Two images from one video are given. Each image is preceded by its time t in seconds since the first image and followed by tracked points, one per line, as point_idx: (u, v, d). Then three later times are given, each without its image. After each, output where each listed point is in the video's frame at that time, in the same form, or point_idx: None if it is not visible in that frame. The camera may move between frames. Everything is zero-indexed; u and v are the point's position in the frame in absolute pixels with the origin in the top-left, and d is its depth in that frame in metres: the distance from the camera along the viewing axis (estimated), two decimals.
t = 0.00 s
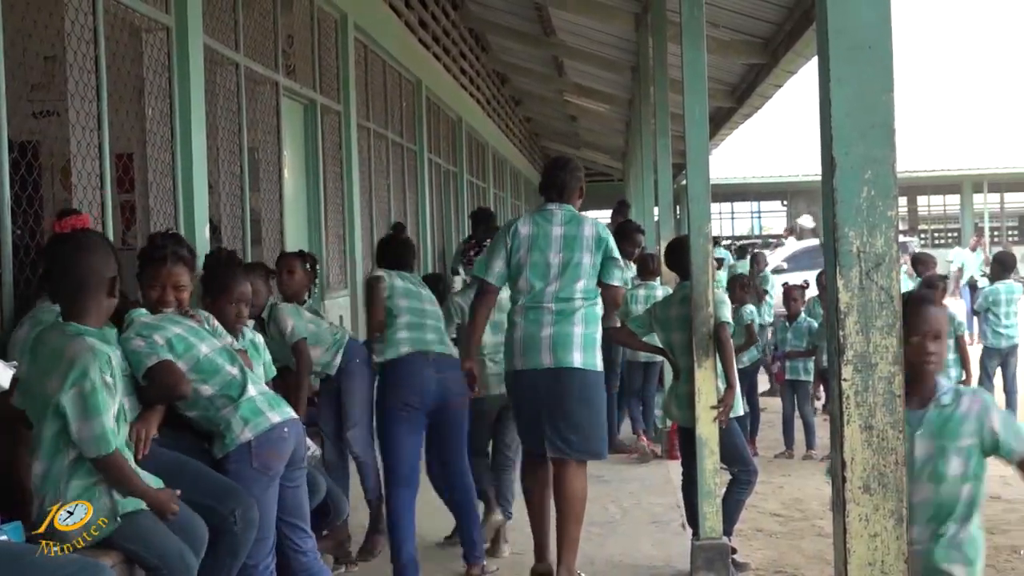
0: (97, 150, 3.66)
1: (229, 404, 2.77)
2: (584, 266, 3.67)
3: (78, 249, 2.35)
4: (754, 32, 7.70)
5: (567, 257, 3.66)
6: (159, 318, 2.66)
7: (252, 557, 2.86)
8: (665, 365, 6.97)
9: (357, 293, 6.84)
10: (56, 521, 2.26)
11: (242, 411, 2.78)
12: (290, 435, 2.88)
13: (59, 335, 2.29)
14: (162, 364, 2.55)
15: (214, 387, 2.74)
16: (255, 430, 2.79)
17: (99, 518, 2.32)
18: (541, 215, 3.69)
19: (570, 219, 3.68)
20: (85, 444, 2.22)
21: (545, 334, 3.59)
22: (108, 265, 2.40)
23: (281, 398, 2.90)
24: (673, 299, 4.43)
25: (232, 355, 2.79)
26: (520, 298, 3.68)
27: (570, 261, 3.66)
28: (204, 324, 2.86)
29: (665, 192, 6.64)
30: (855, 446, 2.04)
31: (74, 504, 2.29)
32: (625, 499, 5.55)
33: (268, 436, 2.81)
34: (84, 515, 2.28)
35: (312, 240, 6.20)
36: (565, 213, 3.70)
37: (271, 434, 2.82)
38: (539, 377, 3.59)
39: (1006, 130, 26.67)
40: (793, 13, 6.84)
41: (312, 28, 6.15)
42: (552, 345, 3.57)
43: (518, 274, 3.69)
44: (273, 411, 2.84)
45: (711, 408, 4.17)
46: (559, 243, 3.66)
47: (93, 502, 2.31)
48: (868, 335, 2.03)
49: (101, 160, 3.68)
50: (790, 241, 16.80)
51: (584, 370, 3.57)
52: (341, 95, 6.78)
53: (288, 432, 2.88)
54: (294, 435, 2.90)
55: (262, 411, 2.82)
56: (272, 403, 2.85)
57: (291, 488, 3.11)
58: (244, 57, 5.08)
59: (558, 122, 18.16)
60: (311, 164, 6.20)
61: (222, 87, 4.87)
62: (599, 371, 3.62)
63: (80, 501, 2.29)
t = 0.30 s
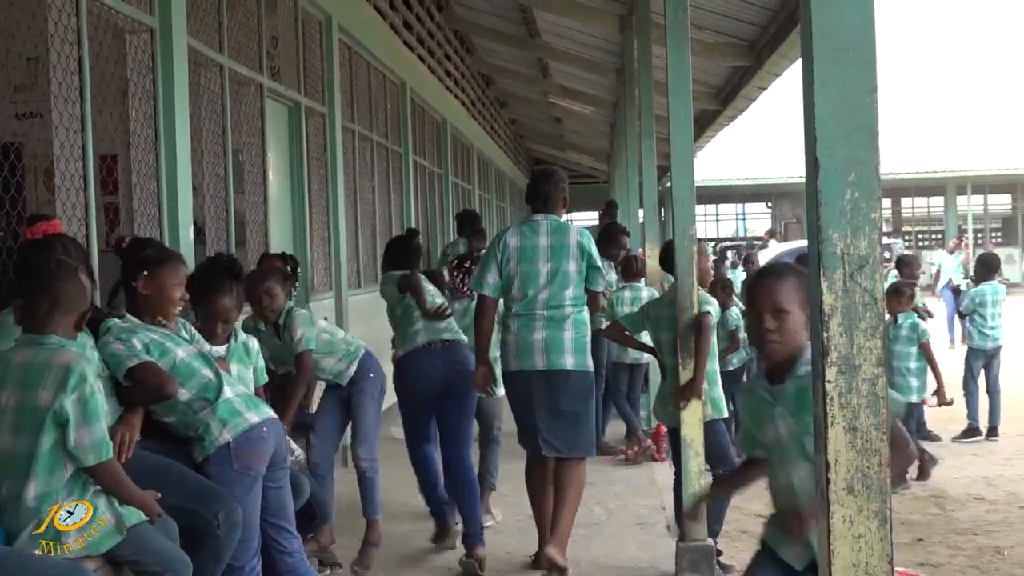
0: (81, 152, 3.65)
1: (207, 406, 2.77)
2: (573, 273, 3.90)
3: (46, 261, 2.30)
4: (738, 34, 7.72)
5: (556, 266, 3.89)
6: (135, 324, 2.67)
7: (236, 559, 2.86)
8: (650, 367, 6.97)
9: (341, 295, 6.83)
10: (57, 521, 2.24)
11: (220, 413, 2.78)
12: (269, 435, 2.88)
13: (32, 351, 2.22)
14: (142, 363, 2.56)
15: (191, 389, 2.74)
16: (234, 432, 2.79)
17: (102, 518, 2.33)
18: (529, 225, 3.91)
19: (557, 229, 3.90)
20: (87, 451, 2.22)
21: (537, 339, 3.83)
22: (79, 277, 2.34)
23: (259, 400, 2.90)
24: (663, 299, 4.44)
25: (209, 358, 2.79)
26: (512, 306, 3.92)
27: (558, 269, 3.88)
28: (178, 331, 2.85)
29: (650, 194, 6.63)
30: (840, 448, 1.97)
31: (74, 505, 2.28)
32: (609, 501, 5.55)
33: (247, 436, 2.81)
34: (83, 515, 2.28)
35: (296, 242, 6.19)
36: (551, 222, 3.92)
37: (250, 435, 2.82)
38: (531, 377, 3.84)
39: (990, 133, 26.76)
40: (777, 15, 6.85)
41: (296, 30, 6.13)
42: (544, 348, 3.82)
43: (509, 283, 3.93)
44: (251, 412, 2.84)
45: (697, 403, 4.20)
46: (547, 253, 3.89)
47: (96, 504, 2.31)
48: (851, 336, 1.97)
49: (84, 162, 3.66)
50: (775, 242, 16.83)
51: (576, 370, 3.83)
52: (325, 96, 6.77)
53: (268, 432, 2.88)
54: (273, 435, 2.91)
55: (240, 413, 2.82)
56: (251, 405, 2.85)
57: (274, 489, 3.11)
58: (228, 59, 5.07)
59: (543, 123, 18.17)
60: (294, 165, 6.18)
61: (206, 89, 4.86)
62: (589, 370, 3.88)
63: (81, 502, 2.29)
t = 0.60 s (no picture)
0: (64, 153, 3.64)
1: (190, 411, 2.76)
2: (560, 267, 4.14)
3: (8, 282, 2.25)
4: (722, 37, 7.74)
5: (543, 260, 4.15)
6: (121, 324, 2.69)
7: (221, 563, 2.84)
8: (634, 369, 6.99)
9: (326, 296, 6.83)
10: (57, 521, 2.32)
11: (203, 417, 2.77)
12: (253, 438, 2.87)
13: None
14: (126, 369, 2.56)
15: (175, 393, 2.73)
16: (218, 436, 2.78)
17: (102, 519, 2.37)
18: (519, 223, 4.18)
19: (544, 226, 4.16)
20: (25, 470, 2.19)
21: (534, 331, 4.13)
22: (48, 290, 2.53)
23: (244, 403, 2.89)
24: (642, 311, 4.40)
25: (192, 362, 2.78)
26: (506, 300, 4.21)
27: (546, 263, 4.14)
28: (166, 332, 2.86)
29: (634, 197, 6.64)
30: (823, 449, 1.97)
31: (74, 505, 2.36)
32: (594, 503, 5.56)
33: (231, 441, 2.80)
34: (83, 514, 2.35)
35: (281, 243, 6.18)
36: (540, 219, 4.18)
37: (234, 439, 2.81)
38: (526, 367, 4.12)
39: (973, 135, 26.84)
40: (761, 18, 6.88)
41: (280, 31, 6.13)
42: (542, 341, 4.12)
43: (500, 277, 4.23)
44: (235, 415, 2.82)
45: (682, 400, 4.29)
46: (535, 248, 4.15)
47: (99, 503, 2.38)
48: (835, 338, 1.97)
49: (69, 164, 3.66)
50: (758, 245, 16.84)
51: (573, 363, 4.14)
52: (309, 98, 6.77)
53: (252, 436, 2.87)
54: (258, 438, 2.90)
55: (223, 417, 2.80)
56: (235, 408, 2.84)
57: (260, 492, 3.10)
58: (212, 60, 5.06)
59: (527, 126, 18.14)
60: (279, 166, 6.17)
61: (190, 90, 4.85)
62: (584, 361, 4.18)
63: (81, 501, 2.36)
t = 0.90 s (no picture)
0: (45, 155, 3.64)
1: (172, 414, 2.74)
2: (565, 275, 4.49)
3: None
4: (705, 39, 7.75)
5: (550, 266, 4.50)
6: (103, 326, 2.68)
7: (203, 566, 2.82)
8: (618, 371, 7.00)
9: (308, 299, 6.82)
10: (58, 521, 2.18)
11: (185, 420, 2.75)
12: (235, 439, 2.86)
13: None
14: (113, 373, 2.56)
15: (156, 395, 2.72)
16: (200, 438, 2.77)
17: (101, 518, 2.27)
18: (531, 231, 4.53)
19: (556, 235, 4.51)
20: (11, 481, 2.08)
21: (540, 332, 4.43)
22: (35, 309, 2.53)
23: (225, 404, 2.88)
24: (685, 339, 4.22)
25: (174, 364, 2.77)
26: (515, 302, 4.53)
27: (553, 270, 4.49)
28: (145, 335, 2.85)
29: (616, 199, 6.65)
30: (804, 450, 1.97)
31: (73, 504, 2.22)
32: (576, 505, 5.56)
33: (213, 444, 2.79)
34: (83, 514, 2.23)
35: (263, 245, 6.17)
36: (553, 230, 4.53)
37: (215, 441, 2.80)
38: (533, 366, 4.45)
39: (954, 136, 26.94)
40: (743, 21, 6.90)
41: (263, 33, 6.12)
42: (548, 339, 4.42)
43: (511, 280, 4.57)
44: (217, 416, 2.81)
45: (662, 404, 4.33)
46: (545, 253, 4.50)
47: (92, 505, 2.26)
48: (817, 339, 1.97)
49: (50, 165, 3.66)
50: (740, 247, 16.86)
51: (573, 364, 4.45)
52: (291, 99, 6.76)
53: (234, 438, 2.86)
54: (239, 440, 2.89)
55: (205, 419, 2.79)
56: (216, 410, 2.83)
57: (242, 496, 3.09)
58: (193, 62, 5.04)
59: (510, 127, 18.13)
60: (261, 168, 6.16)
61: (172, 92, 4.84)
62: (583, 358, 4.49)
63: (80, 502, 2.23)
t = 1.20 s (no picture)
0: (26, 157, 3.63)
1: (160, 418, 2.76)
2: (569, 272, 4.84)
3: (24, 282, 2.12)
4: (688, 40, 7.75)
5: (552, 264, 4.83)
6: (100, 322, 2.66)
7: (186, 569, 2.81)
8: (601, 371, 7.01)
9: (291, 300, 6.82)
10: (57, 522, 2.12)
11: (171, 425, 2.76)
12: (221, 445, 2.86)
13: None
14: (104, 382, 2.55)
15: (143, 397, 2.73)
16: (183, 443, 2.77)
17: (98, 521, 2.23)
18: (533, 230, 4.83)
19: (557, 234, 4.82)
20: (23, 484, 2.04)
21: (537, 327, 4.75)
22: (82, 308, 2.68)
23: (212, 409, 2.89)
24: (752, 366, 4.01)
25: (166, 367, 2.78)
26: (517, 298, 4.86)
27: (555, 268, 4.83)
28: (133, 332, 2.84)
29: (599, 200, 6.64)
30: (787, 451, 1.98)
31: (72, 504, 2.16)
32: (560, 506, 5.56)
33: (198, 448, 2.79)
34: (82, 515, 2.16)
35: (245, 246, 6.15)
36: (552, 228, 4.84)
37: (201, 446, 2.80)
38: (532, 358, 4.75)
39: (936, 138, 27.02)
40: (726, 22, 6.91)
41: (244, 34, 6.11)
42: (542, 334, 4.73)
43: (513, 278, 4.89)
44: (203, 422, 2.82)
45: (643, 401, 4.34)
46: (547, 252, 4.84)
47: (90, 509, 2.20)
48: (799, 340, 1.98)
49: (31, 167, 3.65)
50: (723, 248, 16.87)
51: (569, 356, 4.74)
52: (274, 101, 6.74)
53: (220, 443, 2.86)
54: (225, 444, 2.89)
55: (190, 424, 2.79)
56: (202, 415, 2.83)
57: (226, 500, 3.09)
58: (175, 62, 5.02)
59: (494, 129, 18.11)
60: (244, 169, 6.15)
61: (153, 93, 4.82)
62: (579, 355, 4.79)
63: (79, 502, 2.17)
